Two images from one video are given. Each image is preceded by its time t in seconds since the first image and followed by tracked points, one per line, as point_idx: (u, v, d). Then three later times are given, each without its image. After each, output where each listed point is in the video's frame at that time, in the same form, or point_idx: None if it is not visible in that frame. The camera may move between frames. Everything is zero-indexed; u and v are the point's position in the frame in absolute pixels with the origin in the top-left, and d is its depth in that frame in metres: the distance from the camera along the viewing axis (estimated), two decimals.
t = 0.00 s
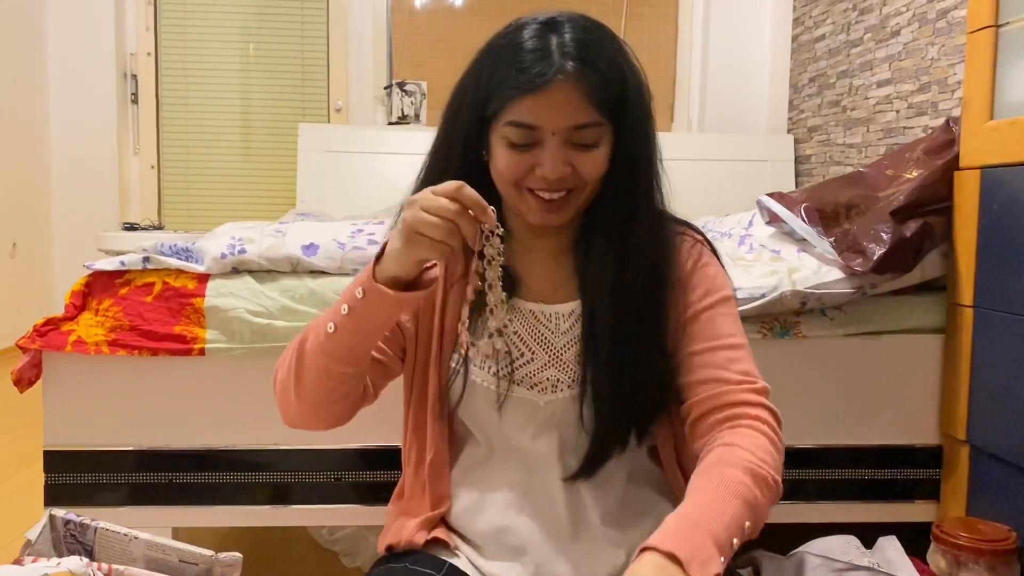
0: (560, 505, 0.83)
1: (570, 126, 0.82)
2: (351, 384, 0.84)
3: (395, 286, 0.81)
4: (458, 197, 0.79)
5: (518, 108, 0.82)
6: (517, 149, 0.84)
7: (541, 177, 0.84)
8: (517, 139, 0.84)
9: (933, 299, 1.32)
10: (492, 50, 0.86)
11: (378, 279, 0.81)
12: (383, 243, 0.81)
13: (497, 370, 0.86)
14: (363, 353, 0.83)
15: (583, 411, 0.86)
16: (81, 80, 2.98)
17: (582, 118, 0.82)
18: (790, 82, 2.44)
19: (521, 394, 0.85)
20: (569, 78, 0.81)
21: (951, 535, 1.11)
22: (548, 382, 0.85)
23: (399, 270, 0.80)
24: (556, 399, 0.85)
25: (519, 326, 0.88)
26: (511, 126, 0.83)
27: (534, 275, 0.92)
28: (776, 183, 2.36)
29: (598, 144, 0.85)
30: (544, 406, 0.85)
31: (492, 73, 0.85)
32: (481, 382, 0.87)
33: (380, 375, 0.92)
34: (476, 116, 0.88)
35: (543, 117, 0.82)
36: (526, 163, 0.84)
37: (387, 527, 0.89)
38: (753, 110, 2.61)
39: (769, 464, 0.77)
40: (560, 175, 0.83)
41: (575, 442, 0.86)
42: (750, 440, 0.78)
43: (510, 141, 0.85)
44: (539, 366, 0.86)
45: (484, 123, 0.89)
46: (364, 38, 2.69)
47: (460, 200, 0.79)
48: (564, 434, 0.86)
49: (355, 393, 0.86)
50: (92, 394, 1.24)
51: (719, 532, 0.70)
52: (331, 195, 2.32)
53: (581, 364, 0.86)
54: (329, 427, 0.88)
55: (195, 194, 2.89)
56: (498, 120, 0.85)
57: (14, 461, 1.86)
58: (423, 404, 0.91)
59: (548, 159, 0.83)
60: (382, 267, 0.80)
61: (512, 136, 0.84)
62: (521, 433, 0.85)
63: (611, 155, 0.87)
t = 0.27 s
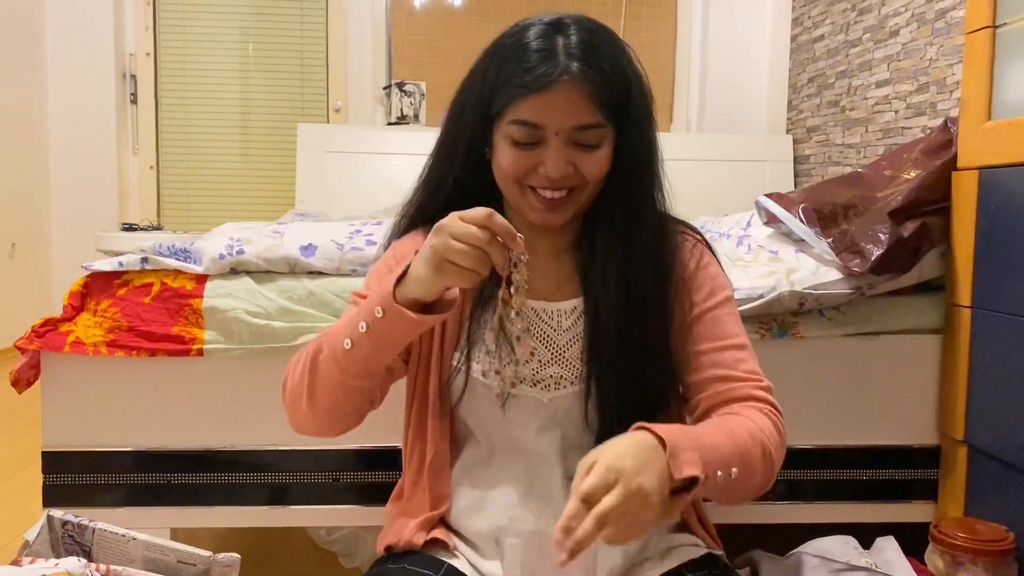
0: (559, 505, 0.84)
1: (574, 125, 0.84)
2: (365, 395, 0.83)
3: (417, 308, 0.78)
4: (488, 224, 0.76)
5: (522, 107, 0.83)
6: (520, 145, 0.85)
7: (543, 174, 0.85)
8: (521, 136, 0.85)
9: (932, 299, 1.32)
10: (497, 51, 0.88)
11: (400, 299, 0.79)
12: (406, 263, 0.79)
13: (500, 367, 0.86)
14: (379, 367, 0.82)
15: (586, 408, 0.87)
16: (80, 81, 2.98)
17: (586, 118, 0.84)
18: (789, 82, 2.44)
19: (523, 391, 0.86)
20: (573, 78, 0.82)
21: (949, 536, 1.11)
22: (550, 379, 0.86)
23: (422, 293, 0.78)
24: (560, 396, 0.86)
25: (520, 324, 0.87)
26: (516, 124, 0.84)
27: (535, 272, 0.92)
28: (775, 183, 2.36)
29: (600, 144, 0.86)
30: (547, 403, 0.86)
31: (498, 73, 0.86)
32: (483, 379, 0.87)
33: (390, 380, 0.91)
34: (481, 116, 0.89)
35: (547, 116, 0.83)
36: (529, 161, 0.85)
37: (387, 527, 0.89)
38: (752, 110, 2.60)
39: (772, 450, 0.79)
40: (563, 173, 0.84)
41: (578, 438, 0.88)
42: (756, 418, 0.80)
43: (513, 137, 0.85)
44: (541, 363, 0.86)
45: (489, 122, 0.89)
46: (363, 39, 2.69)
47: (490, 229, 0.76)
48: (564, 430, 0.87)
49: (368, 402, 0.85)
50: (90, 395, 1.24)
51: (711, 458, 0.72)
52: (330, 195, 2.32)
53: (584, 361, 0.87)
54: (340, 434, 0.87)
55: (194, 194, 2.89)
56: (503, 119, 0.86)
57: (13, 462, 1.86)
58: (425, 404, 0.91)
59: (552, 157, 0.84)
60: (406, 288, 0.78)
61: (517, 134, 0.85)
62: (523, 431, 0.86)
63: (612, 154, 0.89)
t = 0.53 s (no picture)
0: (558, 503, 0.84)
1: (576, 121, 0.84)
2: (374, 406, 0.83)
3: (441, 334, 0.78)
4: (522, 262, 0.76)
5: (525, 103, 0.84)
6: (523, 141, 0.86)
7: (545, 170, 0.85)
8: (524, 132, 0.85)
9: (931, 299, 1.32)
10: (498, 49, 0.88)
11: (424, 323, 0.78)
12: (434, 290, 0.78)
13: (501, 364, 0.88)
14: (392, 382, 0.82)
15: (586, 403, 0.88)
16: (80, 81, 2.98)
17: (587, 114, 0.84)
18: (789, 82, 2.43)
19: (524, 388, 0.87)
20: (576, 74, 0.83)
21: (947, 536, 1.11)
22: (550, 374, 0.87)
23: (448, 321, 0.77)
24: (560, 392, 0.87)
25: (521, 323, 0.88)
26: (520, 120, 0.85)
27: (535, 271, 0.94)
28: (775, 184, 2.35)
29: (601, 142, 0.87)
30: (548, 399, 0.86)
31: (500, 70, 0.87)
32: (484, 377, 0.88)
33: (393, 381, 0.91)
34: (483, 112, 0.89)
35: (550, 111, 0.84)
36: (531, 157, 0.85)
37: (386, 527, 0.89)
38: (752, 110, 2.60)
39: (766, 436, 0.83)
40: (565, 169, 0.84)
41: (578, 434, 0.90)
42: (757, 404, 0.83)
43: (515, 133, 0.86)
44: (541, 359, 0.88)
45: (491, 121, 0.90)
46: (362, 39, 2.69)
47: (523, 267, 0.76)
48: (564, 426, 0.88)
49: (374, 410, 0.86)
50: (89, 395, 1.24)
51: (707, 415, 0.77)
52: (329, 195, 2.32)
53: (583, 356, 0.89)
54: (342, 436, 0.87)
55: (194, 194, 2.89)
56: (504, 115, 0.86)
57: (13, 462, 1.86)
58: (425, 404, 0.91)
59: (553, 153, 0.84)
60: (433, 314, 0.78)
61: (520, 130, 0.85)
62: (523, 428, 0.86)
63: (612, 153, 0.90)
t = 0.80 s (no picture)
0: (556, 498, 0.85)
1: (590, 110, 0.87)
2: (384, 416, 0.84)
3: (456, 359, 0.78)
4: (545, 298, 0.75)
5: (541, 89, 0.86)
6: (537, 126, 0.87)
7: (558, 155, 0.87)
8: (539, 117, 0.87)
9: (931, 300, 1.32)
10: (511, 44, 0.91)
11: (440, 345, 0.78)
12: (453, 314, 0.77)
13: (501, 361, 0.88)
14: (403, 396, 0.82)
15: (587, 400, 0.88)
16: (80, 81, 2.97)
17: (600, 104, 0.87)
18: (789, 82, 2.43)
19: (523, 384, 0.87)
20: (592, 64, 0.87)
21: (947, 535, 1.11)
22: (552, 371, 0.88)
23: (464, 346, 0.77)
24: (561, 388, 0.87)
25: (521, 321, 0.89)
26: (535, 106, 0.87)
27: (536, 268, 0.94)
28: (775, 184, 2.35)
29: (610, 133, 0.89)
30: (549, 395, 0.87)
31: (514, 61, 0.89)
32: (485, 373, 0.88)
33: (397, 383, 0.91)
34: (495, 99, 0.91)
35: (566, 97, 0.86)
36: (544, 143, 0.87)
37: (387, 528, 0.89)
38: (752, 111, 2.60)
39: (768, 430, 0.83)
40: (579, 155, 0.86)
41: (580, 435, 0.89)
42: (759, 396, 0.84)
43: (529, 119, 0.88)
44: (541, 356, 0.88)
45: (501, 112, 0.91)
46: (362, 39, 2.69)
47: (545, 303, 0.75)
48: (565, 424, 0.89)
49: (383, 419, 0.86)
50: (89, 395, 1.24)
51: (709, 404, 0.78)
52: (329, 194, 2.32)
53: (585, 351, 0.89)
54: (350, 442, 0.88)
55: (193, 194, 2.89)
56: (518, 102, 0.88)
57: (13, 462, 1.86)
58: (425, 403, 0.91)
59: (568, 139, 0.86)
60: (450, 337, 0.77)
61: (534, 115, 0.87)
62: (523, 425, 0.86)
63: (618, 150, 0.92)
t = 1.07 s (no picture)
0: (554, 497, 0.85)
1: (582, 98, 0.88)
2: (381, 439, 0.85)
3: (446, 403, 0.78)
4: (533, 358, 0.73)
5: (534, 79, 0.88)
6: (530, 115, 0.88)
7: (551, 141, 0.87)
8: (531, 106, 0.88)
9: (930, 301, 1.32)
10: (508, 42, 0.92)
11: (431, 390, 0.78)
12: (444, 362, 0.77)
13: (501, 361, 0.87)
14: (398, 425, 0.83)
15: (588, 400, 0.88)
16: (80, 81, 2.97)
17: (593, 93, 0.88)
18: (788, 82, 2.43)
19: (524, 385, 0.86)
20: (586, 53, 0.88)
21: (946, 535, 1.11)
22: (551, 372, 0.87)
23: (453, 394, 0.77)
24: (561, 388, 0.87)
25: (521, 322, 0.89)
26: (530, 96, 0.88)
27: (536, 268, 0.94)
28: (774, 184, 2.35)
29: (606, 121, 0.90)
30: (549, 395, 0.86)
31: (511, 57, 0.90)
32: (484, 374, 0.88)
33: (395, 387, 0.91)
34: (493, 96, 0.92)
35: (558, 85, 0.87)
36: (538, 130, 0.87)
37: (387, 526, 0.90)
38: (751, 111, 2.60)
39: (766, 440, 0.83)
40: (571, 141, 0.87)
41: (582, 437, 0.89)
42: (755, 405, 0.84)
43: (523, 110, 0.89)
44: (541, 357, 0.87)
45: (499, 106, 0.92)
46: (362, 39, 2.68)
47: (532, 364, 0.73)
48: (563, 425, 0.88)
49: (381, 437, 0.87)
50: (88, 395, 1.24)
51: (705, 425, 0.78)
52: (328, 194, 2.32)
53: (585, 350, 0.89)
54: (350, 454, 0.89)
55: (193, 194, 2.89)
56: (514, 95, 0.90)
57: (12, 462, 1.86)
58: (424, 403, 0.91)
59: (560, 125, 0.87)
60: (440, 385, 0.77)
61: (527, 104, 0.89)
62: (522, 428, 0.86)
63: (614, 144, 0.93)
